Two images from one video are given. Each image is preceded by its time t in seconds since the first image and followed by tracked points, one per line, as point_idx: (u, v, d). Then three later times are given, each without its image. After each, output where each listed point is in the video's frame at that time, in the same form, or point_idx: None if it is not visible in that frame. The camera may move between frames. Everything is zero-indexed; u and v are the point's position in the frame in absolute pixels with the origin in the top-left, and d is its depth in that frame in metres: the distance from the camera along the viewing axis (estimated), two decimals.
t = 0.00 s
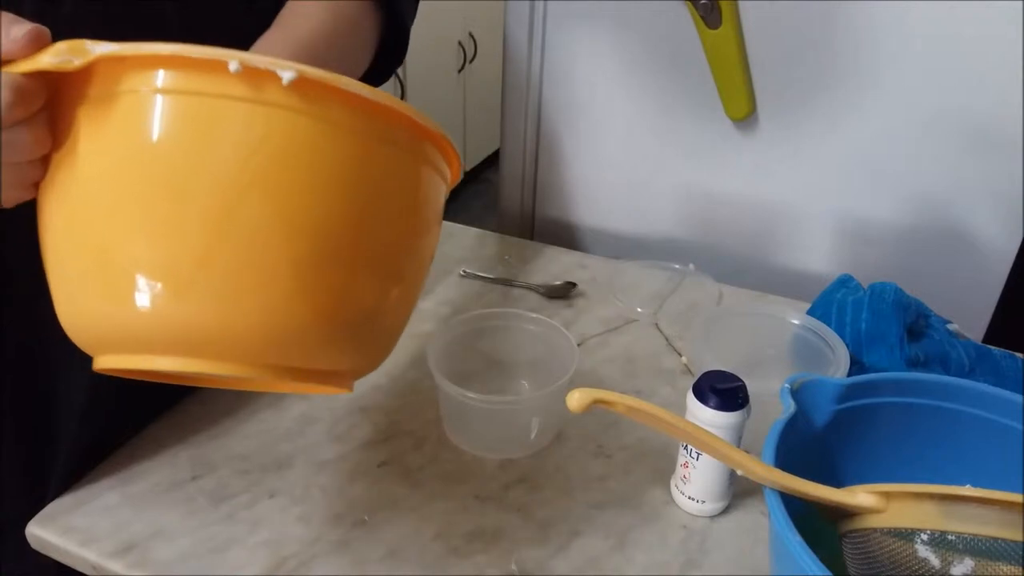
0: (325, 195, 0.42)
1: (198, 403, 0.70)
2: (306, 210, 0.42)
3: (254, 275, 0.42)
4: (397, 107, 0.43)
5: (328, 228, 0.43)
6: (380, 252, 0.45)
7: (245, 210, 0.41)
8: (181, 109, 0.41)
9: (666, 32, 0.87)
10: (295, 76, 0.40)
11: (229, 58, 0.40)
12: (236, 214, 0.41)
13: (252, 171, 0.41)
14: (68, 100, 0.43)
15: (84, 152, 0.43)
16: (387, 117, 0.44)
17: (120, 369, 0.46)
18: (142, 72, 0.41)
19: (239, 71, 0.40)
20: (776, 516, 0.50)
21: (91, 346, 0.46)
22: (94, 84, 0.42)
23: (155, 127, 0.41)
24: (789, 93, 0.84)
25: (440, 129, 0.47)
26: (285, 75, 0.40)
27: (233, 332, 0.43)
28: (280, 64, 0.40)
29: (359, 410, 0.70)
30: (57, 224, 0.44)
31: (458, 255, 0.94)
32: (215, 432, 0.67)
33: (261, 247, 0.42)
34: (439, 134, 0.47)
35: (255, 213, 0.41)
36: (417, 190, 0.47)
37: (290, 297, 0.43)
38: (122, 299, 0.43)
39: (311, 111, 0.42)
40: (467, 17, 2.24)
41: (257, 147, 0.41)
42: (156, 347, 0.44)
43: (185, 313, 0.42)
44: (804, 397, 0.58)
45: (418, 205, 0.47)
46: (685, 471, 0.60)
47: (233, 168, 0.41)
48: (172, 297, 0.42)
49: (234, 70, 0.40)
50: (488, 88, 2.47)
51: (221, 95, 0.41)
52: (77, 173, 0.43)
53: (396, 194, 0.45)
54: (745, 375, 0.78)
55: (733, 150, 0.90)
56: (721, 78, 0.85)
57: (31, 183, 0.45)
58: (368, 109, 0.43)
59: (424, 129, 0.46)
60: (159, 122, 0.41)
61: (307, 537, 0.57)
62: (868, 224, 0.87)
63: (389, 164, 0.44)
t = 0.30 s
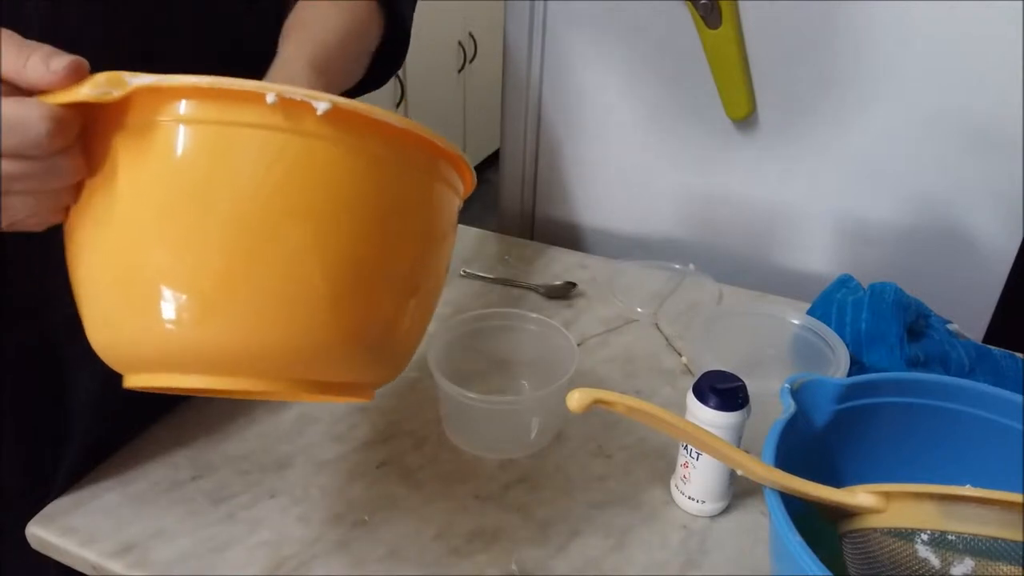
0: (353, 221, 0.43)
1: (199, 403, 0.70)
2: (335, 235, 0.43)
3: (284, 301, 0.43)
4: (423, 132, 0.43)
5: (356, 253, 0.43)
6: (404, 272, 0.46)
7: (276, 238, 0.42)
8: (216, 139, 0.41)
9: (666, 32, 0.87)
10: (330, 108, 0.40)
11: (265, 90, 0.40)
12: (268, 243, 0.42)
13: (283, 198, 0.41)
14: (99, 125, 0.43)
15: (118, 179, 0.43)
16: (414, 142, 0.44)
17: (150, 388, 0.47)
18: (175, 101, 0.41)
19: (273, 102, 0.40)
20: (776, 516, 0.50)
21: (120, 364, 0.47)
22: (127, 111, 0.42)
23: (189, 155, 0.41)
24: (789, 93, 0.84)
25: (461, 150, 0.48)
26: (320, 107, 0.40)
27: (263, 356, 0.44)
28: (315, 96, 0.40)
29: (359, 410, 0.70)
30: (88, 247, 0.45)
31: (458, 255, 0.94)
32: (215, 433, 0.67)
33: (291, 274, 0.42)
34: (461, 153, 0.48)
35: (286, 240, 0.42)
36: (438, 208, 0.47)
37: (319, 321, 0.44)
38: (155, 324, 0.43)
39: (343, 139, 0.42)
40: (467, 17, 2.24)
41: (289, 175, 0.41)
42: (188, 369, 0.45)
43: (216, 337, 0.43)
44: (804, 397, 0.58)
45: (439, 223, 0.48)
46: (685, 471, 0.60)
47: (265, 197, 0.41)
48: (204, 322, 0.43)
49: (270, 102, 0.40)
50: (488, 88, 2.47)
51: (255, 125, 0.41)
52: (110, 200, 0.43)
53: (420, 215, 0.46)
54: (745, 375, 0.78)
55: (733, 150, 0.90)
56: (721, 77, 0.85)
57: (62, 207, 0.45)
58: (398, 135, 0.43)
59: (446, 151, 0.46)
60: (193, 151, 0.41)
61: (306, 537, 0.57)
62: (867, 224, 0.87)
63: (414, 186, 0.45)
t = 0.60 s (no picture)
0: (367, 225, 0.42)
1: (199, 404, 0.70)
2: (349, 240, 0.42)
3: (301, 307, 0.42)
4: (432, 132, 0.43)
5: (371, 257, 0.43)
6: (420, 273, 0.46)
7: (290, 247, 0.41)
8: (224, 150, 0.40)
9: (666, 31, 0.87)
10: (337, 114, 0.40)
11: (271, 99, 0.39)
12: (281, 250, 0.41)
13: (295, 205, 0.41)
14: (105, 142, 0.42)
15: (129, 195, 0.42)
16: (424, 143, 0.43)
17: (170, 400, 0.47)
18: (180, 115, 0.40)
19: (280, 110, 0.39)
20: (776, 516, 0.50)
21: (137, 376, 0.47)
22: (132, 127, 0.41)
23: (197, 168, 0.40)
24: (790, 92, 0.84)
25: (471, 146, 0.47)
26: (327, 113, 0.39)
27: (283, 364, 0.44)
28: (322, 102, 0.39)
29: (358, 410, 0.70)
30: (102, 262, 0.44)
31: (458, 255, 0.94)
32: (215, 433, 0.67)
33: (307, 280, 0.42)
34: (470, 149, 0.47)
35: (300, 246, 0.41)
36: (450, 206, 0.47)
37: (336, 326, 0.43)
38: (173, 338, 0.43)
39: (353, 143, 0.41)
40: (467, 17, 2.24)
41: (299, 181, 0.41)
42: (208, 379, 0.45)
43: (235, 348, 0.43)
44: (804, 397, 0.58)
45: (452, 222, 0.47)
46: (685, 471, 0.60)
47: (276, 205, 0.41)
48: (221, 334, 0.42)
49: (276, 111, 0.39)
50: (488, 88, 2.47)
51: (263, 134, 0.40)
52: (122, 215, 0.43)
53: (433, 216, 0.45)
54: (745, 375, 0.78)
55: (734, 150, 0.90)
56: (722, 77, 0.85)
57: (71, 225, 0.45)
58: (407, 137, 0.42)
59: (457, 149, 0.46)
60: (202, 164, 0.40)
61: (307, 537, 0.57)
62: (868, 224, 0.87)
63: (426, 187, 0.44)
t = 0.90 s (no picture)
0: (358, 314, 0.42)
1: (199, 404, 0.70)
2: (335, 334, 0.42)
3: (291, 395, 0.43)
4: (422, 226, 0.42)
5: (361, 343, 0.43)
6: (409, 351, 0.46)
7: (276, 344, 0.42)
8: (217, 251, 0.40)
9: (666, 32, 0.87)
10: (324, 222, 0.39)
11: (257, 207, 0.38)
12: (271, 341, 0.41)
13: (285, 298, 0.41)
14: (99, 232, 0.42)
15: (126, 287, 0.42)
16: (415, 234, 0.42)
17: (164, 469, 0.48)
18: (167, 214, 0.40)
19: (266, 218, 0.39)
20: (777, 517, 0.50)
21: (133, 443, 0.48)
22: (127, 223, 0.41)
23: (191, 264, 0.41)
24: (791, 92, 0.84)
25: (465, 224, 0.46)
26: (314, 222, 0.39)
27: (269, 450, 0.44)
28: (309, 210, 0.39)
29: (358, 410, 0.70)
30: (100, 342, 0.45)
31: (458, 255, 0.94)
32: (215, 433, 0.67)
33: (295, 368, 0.42)
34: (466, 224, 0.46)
35: (290, 337, 0.42)
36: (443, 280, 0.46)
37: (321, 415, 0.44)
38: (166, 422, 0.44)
39: (341, 241, 0.41)
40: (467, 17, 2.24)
41: (288, 276, 0.41)
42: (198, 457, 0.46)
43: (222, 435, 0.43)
44: (804, 397, 0.58)
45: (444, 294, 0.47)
46: (685, 471, 0.60)
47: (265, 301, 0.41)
48: (208, 422, 0.43)
49: (263, 219, 0.39)
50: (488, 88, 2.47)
51: (254, 236, 0.40)
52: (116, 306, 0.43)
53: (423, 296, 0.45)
54: (745, 375, 0.78)
55: (734, 150, 0.90)
56: (722, 77, 0.85)
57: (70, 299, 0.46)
58: (396, 234, 0.42)
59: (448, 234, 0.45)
60: (194, 264, 0.41)
61: (307, 537, 0.57)
62: (868, 224, 0.87)
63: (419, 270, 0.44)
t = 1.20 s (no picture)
0: (298, 395, 0.45)
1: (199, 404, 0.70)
2: (272, 418, 0.45)
3: (235, 464, 0.46)
4: (363, 324, 0.44)
5: (302, 420, 0.46)
6: (354, 424, 0.48)
7: (216, 424, 0.45)
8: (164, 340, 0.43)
9: (666, 33, 0.87)
10: (263, 324, 0.42)
11: (196, 311, 0.41)
12: (217, 419, 0.45)
13: (227, 383, 0.44)
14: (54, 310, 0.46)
15: (79, 363, 0.46)
16: (356, 330, 0.44)
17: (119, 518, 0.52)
18: (112, 306, 0.43)
19: (205, 320, 0.42)
20: (777, 516, 0.50)
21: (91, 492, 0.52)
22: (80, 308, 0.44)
23: (140, 348, 0.44)
24: (790, 93, 0.85)
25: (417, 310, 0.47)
26: (253, 324, 0.41)
27: (211, 513, 0.48)
28: (248, 314, 0.41)
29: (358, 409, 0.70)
30: (58, 406, 0.49)
31: (458, 255, 0.94)
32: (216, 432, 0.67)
33: (239, 442, 0.45)
34: (418, 309, 0.47)
35: (235, 415, 0.45)
36: (392, 361, 0.48)
37: (259, 486, 0.47)
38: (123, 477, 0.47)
39: (279, 337, 0.43)
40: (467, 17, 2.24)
41: (231, 364, 0.44)
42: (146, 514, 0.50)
43: (167, 498, 0.47)
44: (805, 396, 0.58)
45: (395, 373, 0.49)
46: (685, 471, 0.60)
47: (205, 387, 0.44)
48: (155, 486, 0.47)
49: (202, 321, 0.42)
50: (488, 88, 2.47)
51: (196, 331, 0.43)
52: (77, 375, 0.46)
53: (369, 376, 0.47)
54: (746, 374, 0.78)
55: (734, 150, 0.90)
56: (723, 77, 0.85)
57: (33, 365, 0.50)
58: (336, 331, 0.44)
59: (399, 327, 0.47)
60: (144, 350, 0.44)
61: (307, 537, 0.57)
62: (867, 224, 0.88)
63: (363, 356, 0.46)
